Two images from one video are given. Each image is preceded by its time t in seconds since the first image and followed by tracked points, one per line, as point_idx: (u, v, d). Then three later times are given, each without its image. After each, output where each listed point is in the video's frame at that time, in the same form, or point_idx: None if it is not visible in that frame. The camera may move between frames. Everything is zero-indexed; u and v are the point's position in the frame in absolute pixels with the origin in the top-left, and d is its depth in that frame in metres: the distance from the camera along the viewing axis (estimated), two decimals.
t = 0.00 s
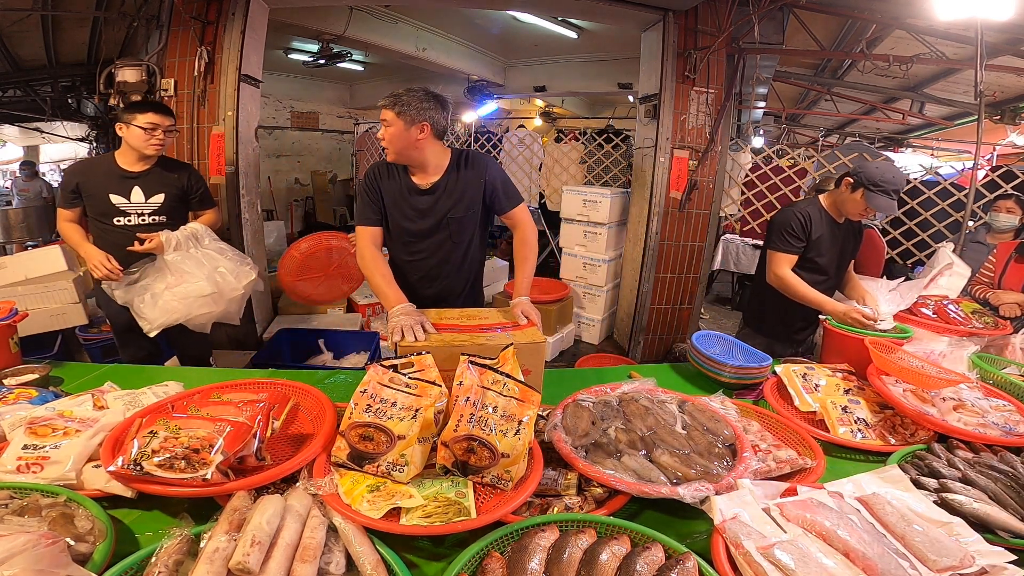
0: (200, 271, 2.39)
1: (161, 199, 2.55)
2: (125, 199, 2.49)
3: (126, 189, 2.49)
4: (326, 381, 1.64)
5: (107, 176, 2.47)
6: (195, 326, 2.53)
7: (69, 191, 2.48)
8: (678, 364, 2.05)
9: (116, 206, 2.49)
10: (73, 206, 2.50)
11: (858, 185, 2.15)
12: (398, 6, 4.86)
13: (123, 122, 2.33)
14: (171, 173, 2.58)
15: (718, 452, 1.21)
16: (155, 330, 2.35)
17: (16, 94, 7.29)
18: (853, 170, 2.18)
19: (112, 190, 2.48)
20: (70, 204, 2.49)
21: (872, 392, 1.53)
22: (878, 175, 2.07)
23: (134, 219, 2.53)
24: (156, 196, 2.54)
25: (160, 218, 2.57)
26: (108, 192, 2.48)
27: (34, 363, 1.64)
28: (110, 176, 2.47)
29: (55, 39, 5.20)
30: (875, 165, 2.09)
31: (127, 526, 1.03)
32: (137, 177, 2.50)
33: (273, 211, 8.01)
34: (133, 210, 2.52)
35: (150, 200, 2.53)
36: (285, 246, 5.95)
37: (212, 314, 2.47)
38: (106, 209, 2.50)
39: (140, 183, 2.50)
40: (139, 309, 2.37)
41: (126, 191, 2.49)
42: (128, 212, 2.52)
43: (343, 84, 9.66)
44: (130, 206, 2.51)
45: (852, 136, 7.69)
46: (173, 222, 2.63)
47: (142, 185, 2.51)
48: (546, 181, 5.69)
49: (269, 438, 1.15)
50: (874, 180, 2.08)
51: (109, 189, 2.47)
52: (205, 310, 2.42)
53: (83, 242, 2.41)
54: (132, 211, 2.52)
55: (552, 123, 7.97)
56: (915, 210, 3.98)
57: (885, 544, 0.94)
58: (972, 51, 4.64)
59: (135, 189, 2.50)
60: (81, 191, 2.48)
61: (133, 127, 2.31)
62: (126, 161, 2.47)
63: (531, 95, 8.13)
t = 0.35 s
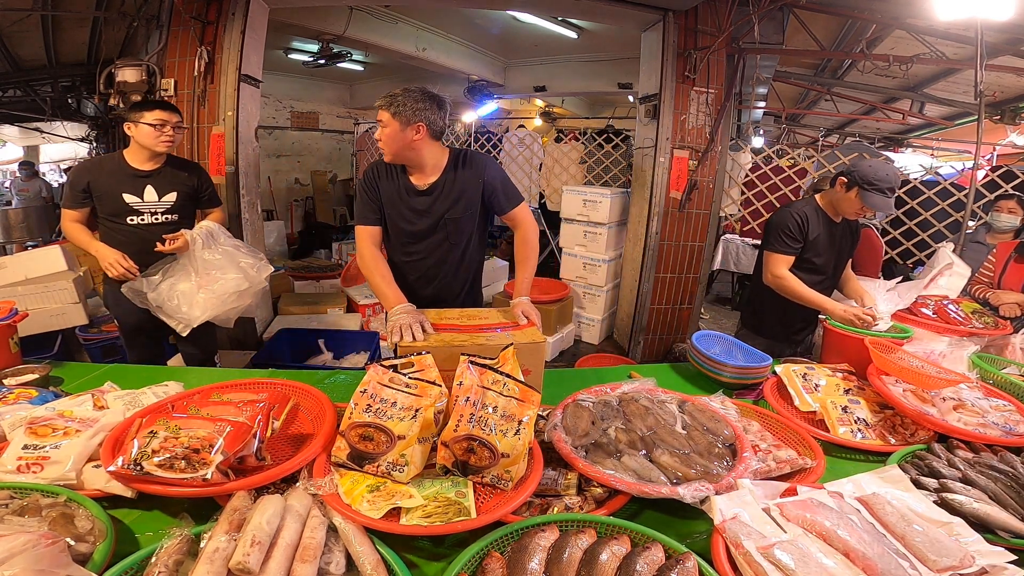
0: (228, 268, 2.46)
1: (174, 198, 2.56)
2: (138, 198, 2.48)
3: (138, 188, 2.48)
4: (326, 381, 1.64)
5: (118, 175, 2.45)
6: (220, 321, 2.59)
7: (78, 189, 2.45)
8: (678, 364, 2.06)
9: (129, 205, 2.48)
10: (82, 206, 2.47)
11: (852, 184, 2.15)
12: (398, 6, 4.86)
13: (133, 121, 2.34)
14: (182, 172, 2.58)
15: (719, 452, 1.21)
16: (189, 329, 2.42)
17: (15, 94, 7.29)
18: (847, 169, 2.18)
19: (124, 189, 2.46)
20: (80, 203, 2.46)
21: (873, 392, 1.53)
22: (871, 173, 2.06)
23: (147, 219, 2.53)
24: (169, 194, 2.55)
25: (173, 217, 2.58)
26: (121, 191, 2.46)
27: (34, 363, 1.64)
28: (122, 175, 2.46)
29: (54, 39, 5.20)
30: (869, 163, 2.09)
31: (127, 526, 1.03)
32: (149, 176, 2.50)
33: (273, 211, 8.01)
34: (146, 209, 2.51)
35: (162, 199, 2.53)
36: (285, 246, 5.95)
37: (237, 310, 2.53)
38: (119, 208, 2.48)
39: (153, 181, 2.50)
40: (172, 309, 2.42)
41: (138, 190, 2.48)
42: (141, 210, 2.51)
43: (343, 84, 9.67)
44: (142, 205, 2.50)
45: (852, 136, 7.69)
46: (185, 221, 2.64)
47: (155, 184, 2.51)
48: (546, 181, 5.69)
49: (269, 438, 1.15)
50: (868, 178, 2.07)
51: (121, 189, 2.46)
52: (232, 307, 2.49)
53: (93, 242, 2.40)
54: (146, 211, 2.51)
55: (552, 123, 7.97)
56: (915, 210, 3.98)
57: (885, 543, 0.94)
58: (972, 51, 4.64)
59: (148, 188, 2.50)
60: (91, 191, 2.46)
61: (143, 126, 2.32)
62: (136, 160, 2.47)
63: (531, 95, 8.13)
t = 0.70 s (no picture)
0: (231, 253, 2.42)
1: (173, 198, 2.56)
2: (137, 198, 2.49)
3: (137, 188, 2.48)
4: (326, 381, 1.64)
5: (117, 176, 2.45)
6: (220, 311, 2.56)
7: (77, 189, 2.44)
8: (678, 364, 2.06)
9: (129, 206, 2.48)
10: (83, 206, 2.46)
11: (854, 184, 2.15)
12: (398, 6, 4.86)
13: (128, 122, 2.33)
14: (182, 173, 2.58)
15: (719, 452, 1.21)
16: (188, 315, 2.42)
17: (15, 95, 7.30)
18: (848, 169, 2.18)
19: (123, 189, 2.46)
20: (81, 203, 2.46)
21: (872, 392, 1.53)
22: (873, 173, 2.06)
23: (148, 219, 2.54)
24: (168, 195, 2.55)
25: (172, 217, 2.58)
26: (120, 192, 2.46)
27: (34, 363, 1.64)
28: (121, 176, 2.46)
29: (55, 39, 5.20)
30: (871, 164, 2.08)
31: (127, 525, 1.03)
32: (149, 176, 2.50)
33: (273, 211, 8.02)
34: (146, 209, 2.52)
35: (162, 199, 2.53)
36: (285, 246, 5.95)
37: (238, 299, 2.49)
38: (119, 209, 2.49)
39: (152, 182, 2.50)
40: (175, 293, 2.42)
41: (138, 190, 2.48)
42: (141, 211, 2.52)
43: (343, 84, 9.67)
44: (142, 206, 2.51)
45: (852, 135, 7.69)
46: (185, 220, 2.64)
47: (154, 185, 2.51)
48: (546, 181, 5.70)
49: (269, 437, 1.15)
50: (869, 177, 2.06)
51: (121, 189, 2.46)
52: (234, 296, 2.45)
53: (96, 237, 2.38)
54: (145, 211, 2.51)
55: (552, 123, 7.97)
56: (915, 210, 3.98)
57: (885, 543, 0.94)
58: (972, 51, 4.64)
59: (148, 189, 2.49)
60: (91, 192, 2.45)
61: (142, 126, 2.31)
62: (136, 161, 2.46)
63: (531, 95, 8.13)
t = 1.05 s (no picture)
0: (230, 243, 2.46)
1: (168, 197, 2.56)
2: (131, 198, 2.48)
3: (132, 188, 2.48)
4: (326, 381, 1.64)
5: (112, 176, 2.45)
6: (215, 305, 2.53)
7: (73, 189, 2.43)
8: (678, 364, 2.06)
9: (125, 206, 2.48)
10: (81, 206, 2.45)
11: (862, 189, 2.14)
12: (398, 6, 4.86)
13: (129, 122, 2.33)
14: (177, 172, 2.60)
15: (718, 452, 1.21)
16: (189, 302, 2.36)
17: (16, 95, 7.30)
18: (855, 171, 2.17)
19: (118, 189, 2.46)
20: (77, 204, 2.45)
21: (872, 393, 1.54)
22: (883, 179, 2.06)
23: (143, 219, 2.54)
24: (163, 194, 2.55)
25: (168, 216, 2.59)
26: (115, 192, 2.46)
27: (34, 363, 1.64)
28: (115, 176, 2.46)
29: (55, 39, 5.20)
30: (880, 169, 2.08)
31: (127, 525, 1.03)
32: (143, 176, 2.49)
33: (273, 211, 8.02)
34: (141, 209, 2.51)
35: (156, 199, 2.54)
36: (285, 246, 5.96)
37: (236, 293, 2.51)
38: (114, 210, 2.49)
39: (146, 182, 2.50)
40: (175, 284, 2.39)
41: (132, 190, 2.48)
42: (137, 211, 2.52)
43: (343, 84, 9.68)
44: (137, 206, 2.50)
45: (852, 135, 7.69)
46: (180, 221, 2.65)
47: (148, 185, 2.51)
48: (546, 181, 5.70)
49: (268, 438, 1.15)
50: (879, 184, 2.06)
51: (115, 189, 2.46)
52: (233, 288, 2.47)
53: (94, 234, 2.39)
54: (140, 211, 2.51)
55: (552, 122, 7.97)
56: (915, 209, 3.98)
57: (884, 543, 0.94)
58: (972, 51, 4.64)
59: (142, 188, 2.50)
60: (88, 191, 2.45)
61: (147, 128, 2.32)
62: (128, 161, 2.46)
63: (531, 95, 8.13)
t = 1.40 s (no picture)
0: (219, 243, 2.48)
1: (166, 197, 2.60)
2: (131, 198, 2.49)
3: (130, 188, 2.48)
4: (326, 381, 1.64)
5: (109, 176, 2.44)
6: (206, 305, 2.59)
7: (66, 189, 2.39)
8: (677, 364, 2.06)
9: (123, 206, 2.48)
10: (74, 206, 2.42)
11: (864, 191, 2.14)
12: (398, 6, 4.86)
13: (143, 124, 2.34)
14: (171, 172, 2.62)
15: (719, 452, 1.21)
16: (179, 305, 2.42)
17: (16, 95, 7.30)
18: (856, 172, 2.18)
19: (116, 189, 2.46)
20: (71, 203, 2.41)
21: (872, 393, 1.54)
22: (886, 182, 2.05)
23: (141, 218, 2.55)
24: (160, 194, 2.58)
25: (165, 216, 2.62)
26: (113, 192, 2.45)
27: (34, 363, 1.64)
28: (111, 175, 2.44)
29: (55, 39, 5.20)
30: (883, 171, 2.07)
31: (127, 526, 1.03)
32: (140, 176, 2.50)
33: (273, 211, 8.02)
34: (140, 209, 2.53)
35: (155, 198, 2.56)
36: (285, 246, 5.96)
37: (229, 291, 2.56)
38: (112, 210, 2.48)
39: (145, 182, 2.51)
40: (164, 285, 2.43)
41: (130, 190, 2.48)
42: (135, 211, 2.52)
43: (343, 84, 9.68)
44: (136, 205, 2.51)
45: (852, 135, 7.70)
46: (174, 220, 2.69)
47: (146, 184, 2.53)
48: (546, 181, 5.70)
49: (268, 438, 1.15)
50: (882, 187, 2.06)
51: (113, 189, 2.45)
52: (226, 286, 2.51)
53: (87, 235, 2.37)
54: (139, 211, 2.52)
55: (552, 122, 7.97)
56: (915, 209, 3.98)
57: (885, 543, 0.94)
58: (972, 51, 4.64)
59: (141, 189, 2.51)
60: (84, 191, 2.42)
61: (153, 129, 2.33)
62: (126, 160, 2.45)
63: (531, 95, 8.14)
